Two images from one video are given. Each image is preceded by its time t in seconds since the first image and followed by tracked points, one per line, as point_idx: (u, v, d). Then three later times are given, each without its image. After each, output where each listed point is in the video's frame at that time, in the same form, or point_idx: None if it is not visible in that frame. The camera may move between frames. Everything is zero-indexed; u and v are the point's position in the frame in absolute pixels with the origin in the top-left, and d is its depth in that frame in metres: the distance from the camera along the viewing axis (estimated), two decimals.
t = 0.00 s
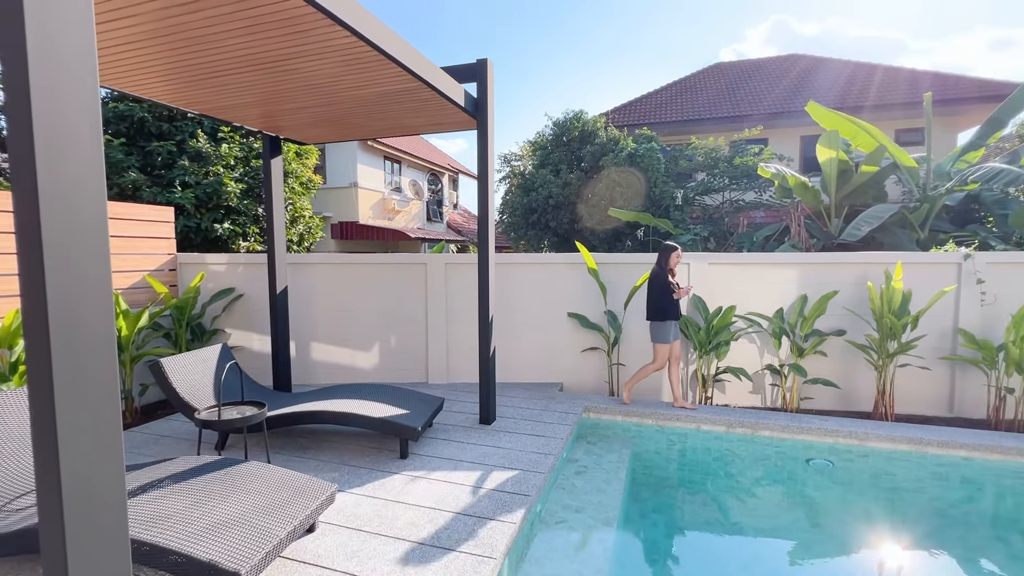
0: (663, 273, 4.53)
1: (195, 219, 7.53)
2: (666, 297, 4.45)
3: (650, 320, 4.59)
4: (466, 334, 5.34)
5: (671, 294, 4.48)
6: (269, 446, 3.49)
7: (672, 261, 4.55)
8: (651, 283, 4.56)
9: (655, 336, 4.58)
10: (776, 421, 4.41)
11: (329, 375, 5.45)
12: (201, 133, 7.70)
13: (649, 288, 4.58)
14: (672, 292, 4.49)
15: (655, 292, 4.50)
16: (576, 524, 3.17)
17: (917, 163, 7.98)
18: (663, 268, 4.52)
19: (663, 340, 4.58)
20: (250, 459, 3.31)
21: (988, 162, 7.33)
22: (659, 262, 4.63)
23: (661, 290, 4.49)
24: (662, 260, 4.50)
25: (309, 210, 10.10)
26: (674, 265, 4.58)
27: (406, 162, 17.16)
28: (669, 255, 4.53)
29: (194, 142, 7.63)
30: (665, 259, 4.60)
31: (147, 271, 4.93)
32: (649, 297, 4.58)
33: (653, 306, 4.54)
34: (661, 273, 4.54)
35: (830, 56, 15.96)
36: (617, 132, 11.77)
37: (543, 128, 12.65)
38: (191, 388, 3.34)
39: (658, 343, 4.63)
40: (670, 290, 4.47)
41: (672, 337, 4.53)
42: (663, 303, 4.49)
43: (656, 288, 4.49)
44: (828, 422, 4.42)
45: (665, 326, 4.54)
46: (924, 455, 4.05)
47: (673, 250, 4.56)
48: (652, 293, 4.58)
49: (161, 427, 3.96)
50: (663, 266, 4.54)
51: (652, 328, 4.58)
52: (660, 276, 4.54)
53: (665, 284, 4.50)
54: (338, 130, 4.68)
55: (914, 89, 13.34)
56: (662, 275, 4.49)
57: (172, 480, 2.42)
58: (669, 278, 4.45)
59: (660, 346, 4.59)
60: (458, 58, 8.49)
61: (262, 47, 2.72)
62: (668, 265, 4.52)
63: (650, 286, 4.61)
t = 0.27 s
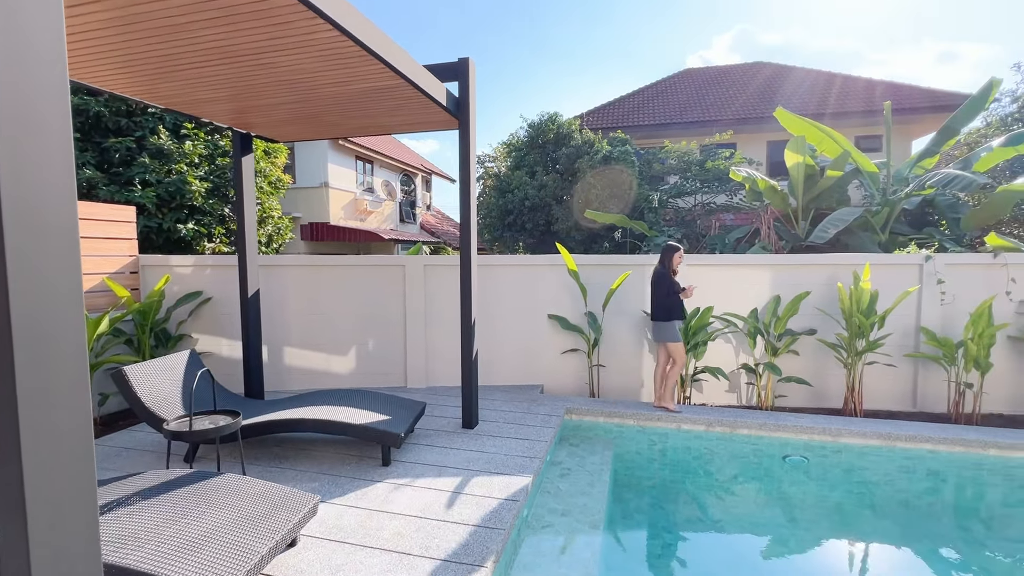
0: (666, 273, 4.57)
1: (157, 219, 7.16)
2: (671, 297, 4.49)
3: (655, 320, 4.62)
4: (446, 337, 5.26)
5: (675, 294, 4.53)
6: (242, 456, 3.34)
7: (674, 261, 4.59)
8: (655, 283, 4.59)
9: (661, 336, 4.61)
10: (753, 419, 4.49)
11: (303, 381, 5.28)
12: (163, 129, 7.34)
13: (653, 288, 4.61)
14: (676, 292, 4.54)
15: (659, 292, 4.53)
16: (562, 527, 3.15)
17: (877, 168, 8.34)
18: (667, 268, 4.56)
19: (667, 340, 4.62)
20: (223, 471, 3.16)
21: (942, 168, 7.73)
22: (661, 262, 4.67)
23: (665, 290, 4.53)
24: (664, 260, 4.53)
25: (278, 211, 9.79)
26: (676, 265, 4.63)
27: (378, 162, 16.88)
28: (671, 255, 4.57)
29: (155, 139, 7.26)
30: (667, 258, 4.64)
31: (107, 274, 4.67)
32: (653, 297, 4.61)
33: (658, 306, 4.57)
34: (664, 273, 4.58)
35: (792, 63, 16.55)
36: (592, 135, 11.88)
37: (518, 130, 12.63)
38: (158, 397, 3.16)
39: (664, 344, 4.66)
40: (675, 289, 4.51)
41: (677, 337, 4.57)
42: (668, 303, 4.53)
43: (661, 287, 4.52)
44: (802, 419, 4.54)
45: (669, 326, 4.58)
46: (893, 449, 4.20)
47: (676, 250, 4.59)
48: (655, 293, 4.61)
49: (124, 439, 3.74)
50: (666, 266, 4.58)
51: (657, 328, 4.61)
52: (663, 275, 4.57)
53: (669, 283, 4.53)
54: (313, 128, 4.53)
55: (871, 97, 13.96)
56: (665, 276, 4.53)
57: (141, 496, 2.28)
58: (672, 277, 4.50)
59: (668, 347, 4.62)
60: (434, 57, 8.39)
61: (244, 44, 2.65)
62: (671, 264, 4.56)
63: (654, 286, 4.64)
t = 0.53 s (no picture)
0: (669, 276, 4.65)
1: (116, 219, 6.74)
2: (674, 301, 4.60)
3: (657, 324, 4.71)
4: (427, 339, 5.20)
5: (678, 299, 4.64)
6: (218, 467, 3.19)
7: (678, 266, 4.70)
8: (658, 286, 4.67)
9: (661, 338, 4.70)
10: (732, 417, 4.59)
11: (278, 386, 5.10)
12: (122, 125, 6.93)
13: (655, 292, 4.69)
14: (678, 297, 4.65)
15: (663, 296, 4.62)
16: (551, 530, 3.14)
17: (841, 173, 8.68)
18: (671, 272, 4.66)
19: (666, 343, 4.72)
20: (198, 482, 3.01)
21: (901, 173, 8.09)
22: (664, 266, 4.76)
23: (668, 294, 4.62)
24: (668, 264, 4.61)
25: (247, 210, 9.47)
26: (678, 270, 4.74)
27: (350, 161, 16.56)
28: (676, 259, 4.67)
29: (113, 134, 6.81)
30: (669, 261, 4.72)
31: (66, 276, 4.41)
32: (656, 300, 4.68)
33: (661, 310, 4.66)
34: (667, 276, 4.67)
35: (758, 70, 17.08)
36: (568, 137, 11.96)
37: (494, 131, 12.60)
38: (127, 405, 2.99)
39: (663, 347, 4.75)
40: (678, 294, 4.61)
41: (677, 340, 4.69)
42: (670, 308, 4.64)
43: (665, 291, 4.61)
44: (779, 416, 4.66)
45: (671, 330, 4.69)
46: (864, 442, 4.36)
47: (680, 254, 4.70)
48: (658, 296, 4.69)
49: (87, 451, 3.52)
50: (670, 270, 4.67)
51: (659, 331, 4.71)
52: (666, 279, 4.66)
53: (673, 288, 4.64)
54: (289, 125, 4.40)
55: (832, 105, 14.53)
56: (669, 280, 4.63)
57: (113, 511, 2.14)
58: (674, 282, 4.62)
59: (667, 348, 4.71)
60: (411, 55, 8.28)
61: (215, 32, 2.52)
62: (673, 268, 4.64)
63: (656, 289, 4.72)
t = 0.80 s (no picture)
0: (675, 276, 4.64)
1: (71, 218, 6.33)
2: (682, 299, 4.61)
3: (668, 324, 4.68)
4: (408, 341, 5.10)
5: (685, 297, 4.64)
6: (191, 478, 3.04)
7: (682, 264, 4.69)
8: (666, 286, 4.63)
9: (670, 338, 4.70)
10: (713, 415, 4.65)
11: (251, 392, 4.92)
12: (78, 118, 6.50)
13: (665, 291, 4.65)
14: (686, 295, 4.65)
15: (675, 295, 4.60)
16: (539, 532, 3.11)
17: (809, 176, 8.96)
18: (675, 271, 4.65)
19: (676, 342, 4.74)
20: (169, 495, 2.85)
21: (866, 176, 8.38)
22: (668, 265, 4.75)
23: (678, 293, 4.62)
24: (676, 263, 4.58)
25: (214, 209, 9.13)
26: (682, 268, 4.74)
27: (322, 160, 16.21)
28: (679, 257, 4.66)
29: (68, 128, 6.39)
30: (672, 260, 4.71)
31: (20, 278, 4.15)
32: (666, 300, 4.64)
33: (672, 310, 4.64)
34: (672, 276, 4.65)
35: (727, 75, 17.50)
36: (545, 138, 11.98)
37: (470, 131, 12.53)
38: (91, 415, 2.81)
39: (671, 347, 4.76)
40: (687, 292, 4.62)
41: (686, 339, 4.73)
42: (678, 306, 4.64)
43: (676, 291, 4.58)
44: (757, 413, 4.76)
45: (680, 329, 4.69)
46: (839, 438, 4.48)
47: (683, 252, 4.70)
48: (667, 296, 4.65)
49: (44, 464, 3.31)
50: (674, 269, 4.66)
51: (673, 331, 4.69)
52: (673, 278, 4.64)
53: (679, 286, 4.63)
54: (264, 121, 4.25)
55: (798, 110, 15.01)
56: (674, 278, 4.62)
57: (79, 529, 2.00)
58: (680, 280, 4.61)
59: (674, 349, 4.73)
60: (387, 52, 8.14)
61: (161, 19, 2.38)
62: (679, 267, 4.65)
63: (662, 288, 4.67)
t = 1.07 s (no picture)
0: (677, 275, 4.65)
1: (17, 215, 5.87)
2: (681, 300, 4.60)
3: (667, 322, 4.68)
4: (385, 343, 4.96)
5: (684, 297, 4.64)
6: (154, 494, 2.84)
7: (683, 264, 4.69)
8: (667, 285, 4.63)
9: (669, 338, 4.69)
10: (692, 414, 4.69)
11: (217, 398, 4.67)
12: (23, 108, 5.99)
13: (665, 290, 4.66)
14: (685, 295, 4.65)
15: (674, 294, 4.60)
16: (525, 538, 3.05)
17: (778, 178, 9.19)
18: (677, 271, 4.66)
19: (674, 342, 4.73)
20: (129, 512, 2.65)
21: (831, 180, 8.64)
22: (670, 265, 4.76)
23: (679, 293, 4.62)
24: (678, 262, 4.59)
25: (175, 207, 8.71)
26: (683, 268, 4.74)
27: (289, 158, 15.73)
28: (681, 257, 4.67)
29: (12, 119, 5.83)
30: (675, 260, 4.72)
31: None
32: (666, 299, 4.64)
33: (672, 309, 4.63)
34: (675, 275, 4.66)
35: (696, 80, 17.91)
36: (519, 138, 11.92)
37: (443, 131, 12.37)
38: (39, 428, 2.59)
39: (668, 346, 4.78)
40: (686, 292, 4.63)
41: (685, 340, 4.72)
42: (677, 306, 4.63)
43: (677, 290, 4.58)
44: (734, 412, 4.81)
45: (678, 329, 4.69)
46: (813, 434, 4.59)
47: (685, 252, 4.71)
48: (667, 295, 4.66)
49: None
50: (675, 269, 4.66)
51: (670, 330, 4.68)
52: (675, 278, 4.65)
53: (680, 286, 4.63)
54: (232, 113, 4.05)
55: (764, 114, 15.44)
56: (675, 278, 4.62)
57: (28, 555, 1.82)
58: (681, 280, 4.61)
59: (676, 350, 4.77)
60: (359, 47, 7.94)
61: None
62: (682, 267, 4.66)
63: (664, 287, 4.68)
